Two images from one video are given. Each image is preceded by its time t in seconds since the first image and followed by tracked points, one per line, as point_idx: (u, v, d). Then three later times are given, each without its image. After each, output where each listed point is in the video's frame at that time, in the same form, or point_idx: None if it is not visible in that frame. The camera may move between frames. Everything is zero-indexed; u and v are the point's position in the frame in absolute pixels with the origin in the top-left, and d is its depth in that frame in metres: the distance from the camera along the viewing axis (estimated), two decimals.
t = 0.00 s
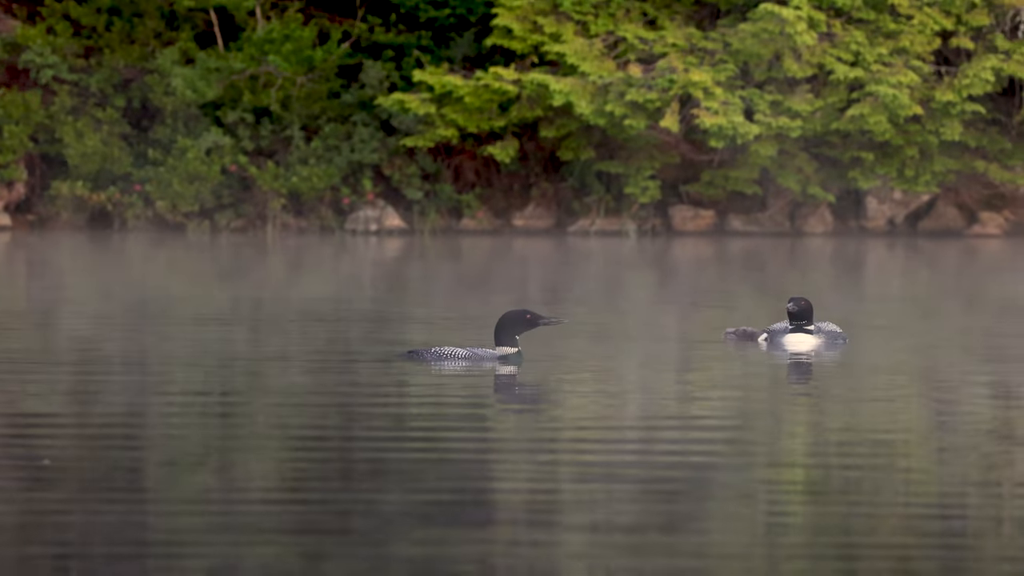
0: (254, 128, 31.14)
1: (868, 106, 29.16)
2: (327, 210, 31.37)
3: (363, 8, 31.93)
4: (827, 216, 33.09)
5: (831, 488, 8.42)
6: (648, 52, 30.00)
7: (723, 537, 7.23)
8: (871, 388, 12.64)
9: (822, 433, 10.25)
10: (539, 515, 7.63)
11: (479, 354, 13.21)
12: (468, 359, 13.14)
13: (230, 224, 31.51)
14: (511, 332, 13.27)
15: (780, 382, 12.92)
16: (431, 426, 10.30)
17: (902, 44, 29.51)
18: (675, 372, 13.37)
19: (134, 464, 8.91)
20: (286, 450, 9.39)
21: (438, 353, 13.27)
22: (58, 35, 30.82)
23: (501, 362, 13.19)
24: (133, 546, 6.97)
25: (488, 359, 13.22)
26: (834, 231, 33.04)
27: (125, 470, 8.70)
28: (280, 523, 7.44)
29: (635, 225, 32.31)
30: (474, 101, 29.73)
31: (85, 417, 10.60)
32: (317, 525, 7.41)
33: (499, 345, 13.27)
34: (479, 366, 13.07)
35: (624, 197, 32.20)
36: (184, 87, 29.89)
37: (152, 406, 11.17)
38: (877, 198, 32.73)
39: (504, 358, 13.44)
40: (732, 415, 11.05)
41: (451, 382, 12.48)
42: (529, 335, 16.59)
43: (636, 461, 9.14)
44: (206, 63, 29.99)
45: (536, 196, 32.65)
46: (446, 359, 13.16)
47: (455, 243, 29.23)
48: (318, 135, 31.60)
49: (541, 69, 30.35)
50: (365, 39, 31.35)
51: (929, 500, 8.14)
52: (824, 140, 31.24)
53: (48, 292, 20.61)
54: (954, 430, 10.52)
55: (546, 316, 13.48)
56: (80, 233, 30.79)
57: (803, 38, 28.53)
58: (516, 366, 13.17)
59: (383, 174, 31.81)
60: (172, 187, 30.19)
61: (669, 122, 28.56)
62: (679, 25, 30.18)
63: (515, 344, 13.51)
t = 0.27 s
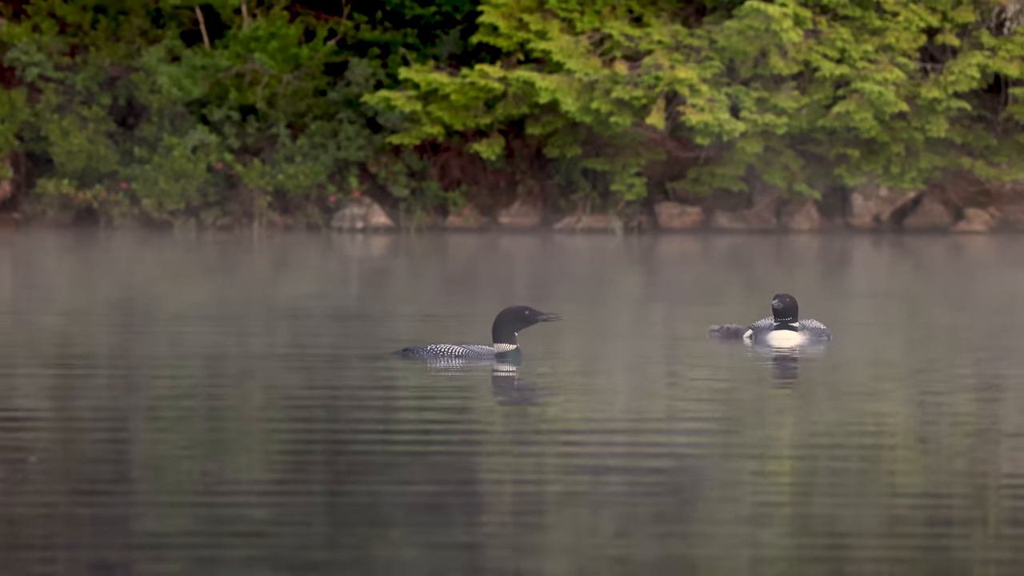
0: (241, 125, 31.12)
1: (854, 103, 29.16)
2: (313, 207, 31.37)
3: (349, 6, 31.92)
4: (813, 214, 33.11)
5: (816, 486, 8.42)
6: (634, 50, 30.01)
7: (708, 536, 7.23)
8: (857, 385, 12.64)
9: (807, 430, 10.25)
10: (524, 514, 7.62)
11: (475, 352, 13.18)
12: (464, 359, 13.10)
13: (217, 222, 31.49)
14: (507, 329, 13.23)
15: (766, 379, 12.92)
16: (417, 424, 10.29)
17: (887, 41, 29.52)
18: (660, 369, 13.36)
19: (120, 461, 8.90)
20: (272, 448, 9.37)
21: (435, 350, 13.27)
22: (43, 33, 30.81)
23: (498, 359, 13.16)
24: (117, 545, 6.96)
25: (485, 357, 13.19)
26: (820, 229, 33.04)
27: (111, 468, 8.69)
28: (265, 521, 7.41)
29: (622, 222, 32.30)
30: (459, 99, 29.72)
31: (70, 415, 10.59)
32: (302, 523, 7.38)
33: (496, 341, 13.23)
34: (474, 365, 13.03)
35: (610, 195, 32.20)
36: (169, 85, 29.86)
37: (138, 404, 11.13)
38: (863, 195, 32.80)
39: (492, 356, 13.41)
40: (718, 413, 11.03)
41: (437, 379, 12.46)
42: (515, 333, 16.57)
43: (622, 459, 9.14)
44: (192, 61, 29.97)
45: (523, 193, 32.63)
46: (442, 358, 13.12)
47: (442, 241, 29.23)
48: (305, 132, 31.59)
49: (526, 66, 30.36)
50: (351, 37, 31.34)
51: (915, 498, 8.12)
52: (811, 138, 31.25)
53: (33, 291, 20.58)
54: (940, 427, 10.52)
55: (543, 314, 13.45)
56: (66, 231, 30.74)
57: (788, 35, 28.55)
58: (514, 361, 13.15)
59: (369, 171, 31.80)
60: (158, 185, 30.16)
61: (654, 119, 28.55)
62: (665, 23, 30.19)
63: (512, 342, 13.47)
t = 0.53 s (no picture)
0: (225, 122, 31.09)
1: (839, 99, 29.16)
2: (298, 203, 31.32)
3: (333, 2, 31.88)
4: (798, 209, 33.10)
5: (804, 483, 8.41)
6: (619, 45, 30.01)
7: (695, 535, 7.22)
8: (843, 380, 12.63)
9: (794, 425, 10.25)
10: (512, 512, 7.61)
11: (472, 347, 13.18)
12: (460, 355, 13.10)
13: (202, 218, 31.46)
14: (505, 324, 13.22)
15: (752, 374, 12.91)
16: (404, 420, 10.28)
17: (871, 37, 29.53)
18: (646, 364, 13.36)
19: (106, 459, 8.88)
20: (258, 445, 9.35)
21: (430, 347, 13.26)
22: (27, 30, 30.81)
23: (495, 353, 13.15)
24: (103, 547, 6.93)
25: (483, 353, 13.19)
26: (804, 224, 33.03)
27: (99, 466, 8.67)
28: (254, 521, 7.40)
29: (607, 217, 32.28)
30: (444, 95, 29.71)
31: (58, 412, 10.56)
32: (291, 523, 7.38)
33: (493, 336, 13.23)
34: (470, 361, 13.03)
35: (595, 190, 32.19)
36: (154, 82, 29.82)
37: (125, 401, 11.13)
38: (847, 190, 32.75)
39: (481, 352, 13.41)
40: (704, 409, 11.03)
41: (424, 375, 12.46)
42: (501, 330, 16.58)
43: (610, 455, 9.13)
44: (176, 57, 29.94)
45: (508, 189, 32.62)
46: (439, 355, 13.12)
47: (427, 236, 29.25)
48: (289, 128, 31.56)
49: (511, 62, 30.35)
50: (335, 33, 31.31)
51: (902, 497, 8.11)
52: (795, 134, 31.27)
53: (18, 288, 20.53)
54: (927, 422, 10.53)
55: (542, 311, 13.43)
56: (50, 228, 30.68)
57: (772, 31, 28.56)
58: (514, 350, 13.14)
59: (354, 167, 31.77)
60: (142, 182, 30.15)
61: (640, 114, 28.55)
62: (650, 18, 30.19)
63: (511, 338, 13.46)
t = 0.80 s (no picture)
0: (209, 118, 31.05)
1: (823, 94, 29.16)
2: (282, 201, 31.29)
3: None
4: (783, 205, 33.08)
5: (788, 478, 8.42)
6: (604, 41, 30.01)
7: (680, 530, 7.22)
8: (827, 375, 12.65)
9: (777, 420, 10.26)
10: (496, 508, 7.62)
11: (467, 344, 13.15)
12: (455, 350, 13.07)
13: (186, 215, 31.40)
14: (503, 322, 13.19)
15: (736, 370, 12.92)
16: (388, 416, 10.28)
17: (856, 33, 29.52)
18: (630, 361, 13.33)
19: (91, 455, 8.86)
20: (242, 441, 9.35)
21: (426, 343, 13.20)
22: (11, 27, 30.77)
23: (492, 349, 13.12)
24: (88, 543, 6.92)
25: (478, 349, 13.16)
26: (788, 220, 33.01)
27: (83, 462, 8.66)
28: (237, 520, 7.36)
29: (591, 213, 32.24)
30: (428, 91, 29.69)
31: (43, 408, 10.54)
32: (273, 522, 7.34)
33: (490, 333, 13.20)
34: (464, 357, 13.00)
35: (580, 186, 32.17)
36: (137, 78, 29.77)
37: (109, 397, 11.09)
38: (832, 186, 32.56)
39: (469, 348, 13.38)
40: (687, 405, 11.00)
41: (409, 370, 12.42)
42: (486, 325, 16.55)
43: (594, 450, 9.14)
44: (160, 53, 29.95)
45: (492, 186, 32.60)
46: (434, 351, 13.09)
47: (412, 233, 29.20)
48: (273, 125, 31.55)
49: (495, 58, 30.35)
50: (319, 29, 31.28)
51: (886, 494, 8.08)
52: (780, 129, 31.26)
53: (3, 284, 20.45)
54: (910, 417, 10.54)
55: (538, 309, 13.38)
56: (34, 225, 30.59)
57: (756, 26, 28.54)
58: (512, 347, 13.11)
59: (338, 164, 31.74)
60: (127, 179, 30.04)
61: (624, 110, 28.53)
62: (634, 14, 30.17)
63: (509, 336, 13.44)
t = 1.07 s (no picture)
0: (193, 115, 31.02)
1: (807, 91, 29.18)
2: (267, 197, 31.20)
3: None
4: (767, 202, 33.07)
5: (774, 474, 8.43)
6: (588, 38, 30.02)
7: (666, 527, 7.23)
8: (812, 372, 12.65)
9: (762, 417, 10.27)
10: (483, 505, 7.62)
11: (463, 341, 13.05)
12: (451, 348, 12.97)
13: (170, 212, 31.36)
14: (503, 324, 13.11)
15: (721, 366, 12.93)
16: (374, 413, 10.28)
17: (840, 30, 29.54)
18: (615, 358, 13.31)
19: (77, 452, 8.86)
20: (228, 438, 9.34)
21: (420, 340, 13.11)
22: None
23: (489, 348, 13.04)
24: (74, 541, 6.92)
25: (474, 347, 13.07)
26: (773, 217, 33.01)
27: (69, 459, 8.66)
28: (226, 518, 7.34)
29: (577, 210, 32.22)
30: (413, 88, 29.70)
31: (30, 406, 10.54)
32: (261, 519, 7.31)
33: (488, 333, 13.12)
34: (461, 355, 12.91)
35: (565, 184, 32.17)
36: (122, 76, 29.78)
37: (96, 395, 11.05)
38: (817, 182, 32.70)
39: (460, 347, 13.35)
40: (673, 401, 10.98)
41: (394, 368, 12.40)
42: (470, 323, 16.53)
43: (580, 446, 9.14)
44: (145, 50, 29.87)
45: (477, 182, 32.59)
46: (428, 348, 12.97)
47: (397, 230, 29.17)
48: (257, 122, 31.55)
49: (480, 55, 30.36)
50: (304, 26, 31.28)
51: (874, 490, 8.06)
52: (764, 125, 31.29)
53: None
54: (896, 413, 10.54)
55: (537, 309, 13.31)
56: (18, 222, 30.54)
57: (741, 23, 28.57)
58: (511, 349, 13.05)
59: (323, 161, 31.72)
60: (111, 176, 30.07)
61: (608, 107, 28.53)
62: (618, 11, 30.18)
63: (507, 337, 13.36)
